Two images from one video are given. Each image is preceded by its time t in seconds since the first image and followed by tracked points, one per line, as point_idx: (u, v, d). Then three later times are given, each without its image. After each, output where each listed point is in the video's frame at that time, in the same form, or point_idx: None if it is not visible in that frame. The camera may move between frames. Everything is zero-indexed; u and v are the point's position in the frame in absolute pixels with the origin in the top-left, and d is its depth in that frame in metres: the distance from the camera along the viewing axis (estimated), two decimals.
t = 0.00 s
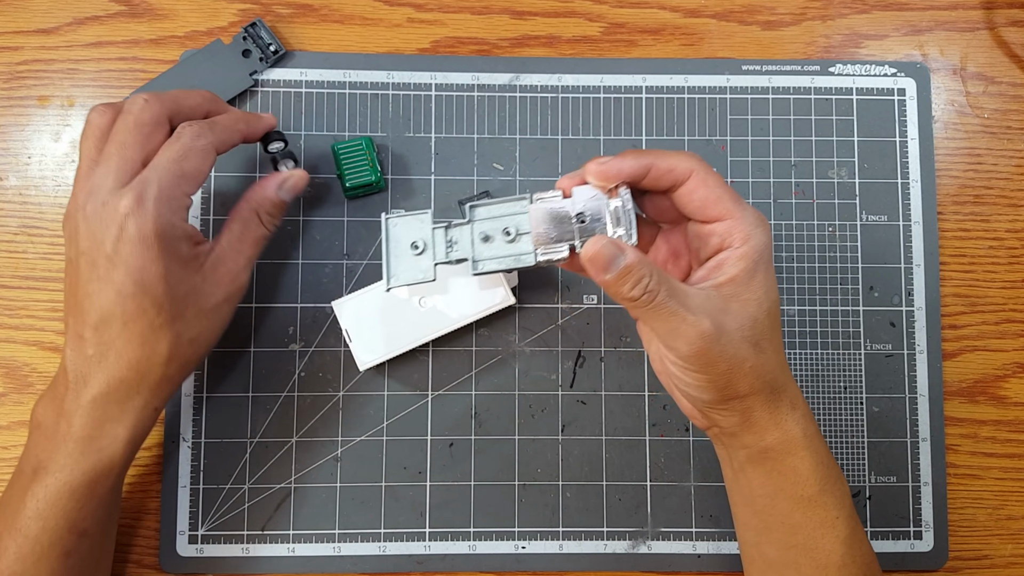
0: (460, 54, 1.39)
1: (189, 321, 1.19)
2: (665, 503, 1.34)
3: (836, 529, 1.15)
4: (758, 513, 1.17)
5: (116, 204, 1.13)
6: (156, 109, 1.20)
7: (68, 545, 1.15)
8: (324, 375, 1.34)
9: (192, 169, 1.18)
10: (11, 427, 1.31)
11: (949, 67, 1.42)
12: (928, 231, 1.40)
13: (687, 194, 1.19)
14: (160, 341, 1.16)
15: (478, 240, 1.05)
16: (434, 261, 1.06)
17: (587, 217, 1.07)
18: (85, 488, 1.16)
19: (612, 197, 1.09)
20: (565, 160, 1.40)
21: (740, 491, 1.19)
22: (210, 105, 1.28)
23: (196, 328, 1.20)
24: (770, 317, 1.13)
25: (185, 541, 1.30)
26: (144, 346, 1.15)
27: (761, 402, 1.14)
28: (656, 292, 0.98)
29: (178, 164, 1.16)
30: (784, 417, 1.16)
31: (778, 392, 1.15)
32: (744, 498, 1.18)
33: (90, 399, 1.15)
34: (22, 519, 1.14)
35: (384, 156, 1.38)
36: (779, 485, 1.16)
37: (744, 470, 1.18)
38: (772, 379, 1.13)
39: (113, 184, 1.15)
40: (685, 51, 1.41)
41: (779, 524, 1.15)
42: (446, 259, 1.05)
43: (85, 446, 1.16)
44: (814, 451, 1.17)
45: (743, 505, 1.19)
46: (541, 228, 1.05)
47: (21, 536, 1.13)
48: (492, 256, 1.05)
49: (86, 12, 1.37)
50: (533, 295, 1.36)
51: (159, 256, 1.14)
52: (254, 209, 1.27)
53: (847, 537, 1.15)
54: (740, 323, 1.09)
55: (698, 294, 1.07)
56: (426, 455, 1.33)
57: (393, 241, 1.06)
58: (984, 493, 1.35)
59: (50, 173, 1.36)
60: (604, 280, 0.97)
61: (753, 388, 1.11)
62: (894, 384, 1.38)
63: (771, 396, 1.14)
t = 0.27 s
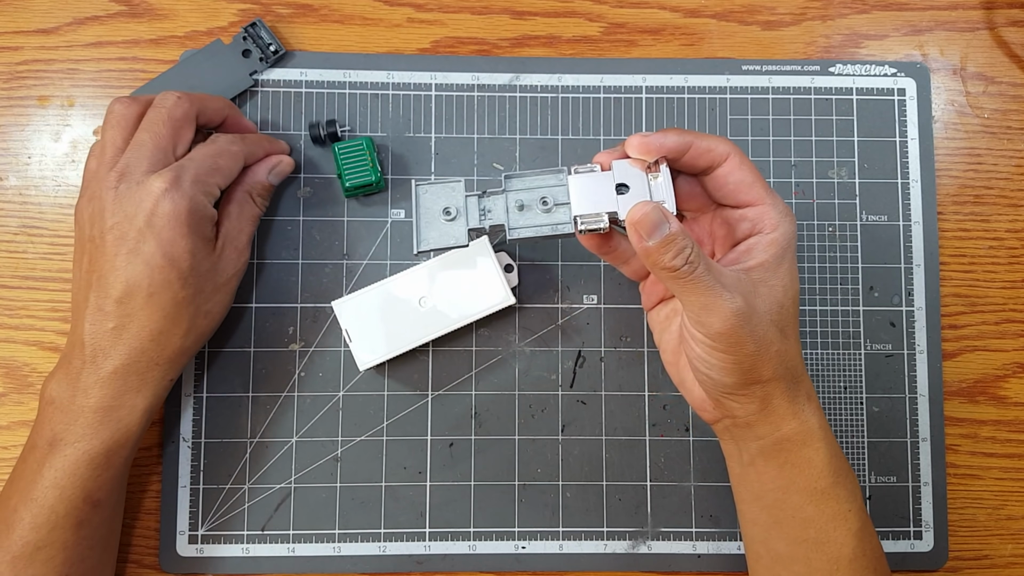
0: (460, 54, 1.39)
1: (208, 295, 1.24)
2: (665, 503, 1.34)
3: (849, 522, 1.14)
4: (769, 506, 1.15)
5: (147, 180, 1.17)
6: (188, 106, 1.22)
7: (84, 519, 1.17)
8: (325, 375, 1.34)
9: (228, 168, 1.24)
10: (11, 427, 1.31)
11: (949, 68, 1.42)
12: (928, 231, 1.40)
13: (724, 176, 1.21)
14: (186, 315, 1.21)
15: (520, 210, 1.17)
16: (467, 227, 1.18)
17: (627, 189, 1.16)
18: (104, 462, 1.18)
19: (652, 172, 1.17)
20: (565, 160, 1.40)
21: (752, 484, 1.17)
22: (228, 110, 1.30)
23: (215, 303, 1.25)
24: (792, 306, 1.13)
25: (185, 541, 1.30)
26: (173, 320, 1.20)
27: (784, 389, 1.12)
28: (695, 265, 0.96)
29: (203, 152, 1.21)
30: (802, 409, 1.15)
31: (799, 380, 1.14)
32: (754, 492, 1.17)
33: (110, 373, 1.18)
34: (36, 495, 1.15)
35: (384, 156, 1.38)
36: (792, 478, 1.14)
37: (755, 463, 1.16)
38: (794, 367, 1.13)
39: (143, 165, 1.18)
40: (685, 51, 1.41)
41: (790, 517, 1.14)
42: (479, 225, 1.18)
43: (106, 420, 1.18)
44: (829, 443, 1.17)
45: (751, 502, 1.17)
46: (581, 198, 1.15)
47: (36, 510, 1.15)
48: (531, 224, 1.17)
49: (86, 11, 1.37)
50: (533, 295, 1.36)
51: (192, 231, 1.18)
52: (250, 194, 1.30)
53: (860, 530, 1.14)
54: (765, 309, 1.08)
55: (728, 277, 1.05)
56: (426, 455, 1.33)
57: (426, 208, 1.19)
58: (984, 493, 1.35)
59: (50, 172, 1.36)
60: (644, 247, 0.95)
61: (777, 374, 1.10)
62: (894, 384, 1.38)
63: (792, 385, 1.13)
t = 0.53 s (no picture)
0: (460, 54, 1.39)
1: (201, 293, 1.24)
2: (666, 503, 1.34)
3: (849, 521, 1.13)
4: (771, 505, 1.15)
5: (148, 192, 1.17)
6: (177, 104, 1.23)
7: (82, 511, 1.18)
8: (324, 375, 1.34)
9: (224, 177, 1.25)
10: (11, 427, 1.31)
11: (949, 67, 1.42)
12: (928, 231, 1.40)
13: (727, 174, 1.22)
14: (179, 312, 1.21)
15: (523, 206, 1.17)
16: (471, 222, 1.18)
17: (630, 185, 1.15)
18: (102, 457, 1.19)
19: (657, 168, 1.16)
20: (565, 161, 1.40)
21: (753, 483, 1.16)
22: (221, 105, 1.31)
23: (210, 301, 1.26)
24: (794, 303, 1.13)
25: (185, 541, 1.30)
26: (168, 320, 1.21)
27: (785, 388, 1.11)
28: (699, 260, 0.95)
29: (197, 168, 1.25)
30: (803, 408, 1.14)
31: (800, 378, 1.14)
32: (755, 491, 1.16)
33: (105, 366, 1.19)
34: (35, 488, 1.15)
35: (384, 156, 1.38)
36: (793, 476, 1.14)
37: (756, 462, 1.16)
38: (794, 365, 1.12)
39: (132, 165, 1.18)
40: (685, 51, 1.41)
41: (791, 517, 1.13)
42: (483, 220, 1.19)
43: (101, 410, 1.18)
44: (829, 442, 1.16)
45: (751, 502, 1.17)
46: (583, 193, 1.15)
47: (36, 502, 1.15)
48: (534, 219, 1.17)
49: (87, 12, 1.37)
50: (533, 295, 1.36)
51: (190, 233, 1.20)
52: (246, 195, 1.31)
53: (860, 529, 1.13)
54: (767, 305, 1.08)
55: (731, 274, 1.05)
56: (426, 455, 1.33)
57: (431, 202, 1.19)
58: (984, 493, 1.35)
59: (50, 172, 1.36)
60: (648, 243, 0.94)
61: (779, 372, 1.10)
62: (894, 383, 1.38)
63: (793, 383, 1.13)
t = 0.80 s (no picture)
0: (460, 54, 1.40)
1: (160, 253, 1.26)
2: (665, 503, 1.34)
3: (867, 519, 1.12)
4: (790, 501, 1.13)
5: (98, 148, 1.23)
6: (103, 64, 1.26)
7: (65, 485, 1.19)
8: (324, 375, 1.34)
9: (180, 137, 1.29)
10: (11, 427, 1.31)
11: (949, 67, 1.42)
12: (927, 231, 1.40)
13: (761, 165, 1.21)
14: (141, 267, 1.24)
15: (558, 187, 1.01)
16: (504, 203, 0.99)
17: (668, 171, 1.05)
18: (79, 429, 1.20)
19: (692, 155, 1.07)
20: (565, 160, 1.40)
21: (772, 480, 1.14)
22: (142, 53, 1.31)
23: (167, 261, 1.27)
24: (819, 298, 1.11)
25: (185, 541, 1.30)
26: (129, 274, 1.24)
27: (810, 383, 1.09)
28: (738, 249, 0.92)
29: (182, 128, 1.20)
30: (826, 405, 1.12)
31: (824, 374, 1.12)
32: (772, 488, 1.14)
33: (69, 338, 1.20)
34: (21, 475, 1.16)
35: (384, 156, 1.38)
36: (812, 473, 1.12)
37: (775, 459, 1.14)
38: (821, 361, 1.10)
39: (74, 128, 1.23)
40: (685, 51, 1.41)
41: (808, 515, 1.12)
42: (517, 201, 1.00)
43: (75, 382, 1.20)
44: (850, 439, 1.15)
45: (768, 499, 1.15)
46: (621, 176, 1.02)
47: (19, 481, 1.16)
48: (568, 203, 1.00)
49: (87, 12, 1.37)
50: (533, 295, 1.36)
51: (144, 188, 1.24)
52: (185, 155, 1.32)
53: (877, 527, 1.13)
54: (797, 299, 1.05)
55: (765, 265, 1.02)
56: (426, 455, 1.33)
57: (456, 181, 0.99)
58: (984, 493, 1.35)
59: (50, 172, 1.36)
60: (687, 230, 0.90)
61: (807, 367, 1.07)
62: (894, 383, 1.38)
63: (818, 380, 1.10)
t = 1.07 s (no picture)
0: (461, 56, 1.40)
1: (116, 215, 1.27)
2: (664, 502, 1.34)
3: (877, 514, 1.13)
4: (801, 494, 1.13)
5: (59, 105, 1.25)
6: None
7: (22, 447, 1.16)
8: (325, 374, 1.35)
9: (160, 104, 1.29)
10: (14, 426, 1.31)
11: (947, 69, 1.43)
12: (925, 231, 1.41)
13: (778, 158, 1.22)
14: (117, 170, 1.26)
15: (578, 174, 1.00)
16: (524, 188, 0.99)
17: (689, 161, 1.03)
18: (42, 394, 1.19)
19: (713, 146, 1.07)
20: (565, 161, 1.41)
21: (782, 473, 1.15)
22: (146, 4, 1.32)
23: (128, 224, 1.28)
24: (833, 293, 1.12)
25: (187, 540, 1.31)
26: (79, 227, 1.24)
27: (823, 376, 1.10)
28: (757, 240, 0.92)
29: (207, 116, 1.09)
30: (839, 399, 1.13)
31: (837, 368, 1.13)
32: (782, 482, 1.15)
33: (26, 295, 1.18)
34: None
35: (385, 157, 1.39)
36: (824, 467, 1.13)
37: (786, 452, 1.14)
38: (834, 355, 1.10)
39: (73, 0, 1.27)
40: (685, 52, 1.42)
41: (818, 509, 1.12)
42: (537, 186, 0.99)
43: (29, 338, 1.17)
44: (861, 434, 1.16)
45: (778, 493, 1.15)
46: (641, 164, 1.01)
47: None
48: (588, 190, 1.00)
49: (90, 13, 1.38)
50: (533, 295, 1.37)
51: (107, 143, 1.25)
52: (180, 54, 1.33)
53: (887, 521, 1.13)
54: (812, 293, 1.06)
55: (782, 257, 1.02)
56: (426, 454, 1.34)
57: (476, 166, 0.99)
58: (982, 492, 1.36)
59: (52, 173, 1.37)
60: (708, 219, 0.90)
61: (821, 360, 1.07)
62: (893, 383, 1.39)
63: (831, 373, 1.11)
